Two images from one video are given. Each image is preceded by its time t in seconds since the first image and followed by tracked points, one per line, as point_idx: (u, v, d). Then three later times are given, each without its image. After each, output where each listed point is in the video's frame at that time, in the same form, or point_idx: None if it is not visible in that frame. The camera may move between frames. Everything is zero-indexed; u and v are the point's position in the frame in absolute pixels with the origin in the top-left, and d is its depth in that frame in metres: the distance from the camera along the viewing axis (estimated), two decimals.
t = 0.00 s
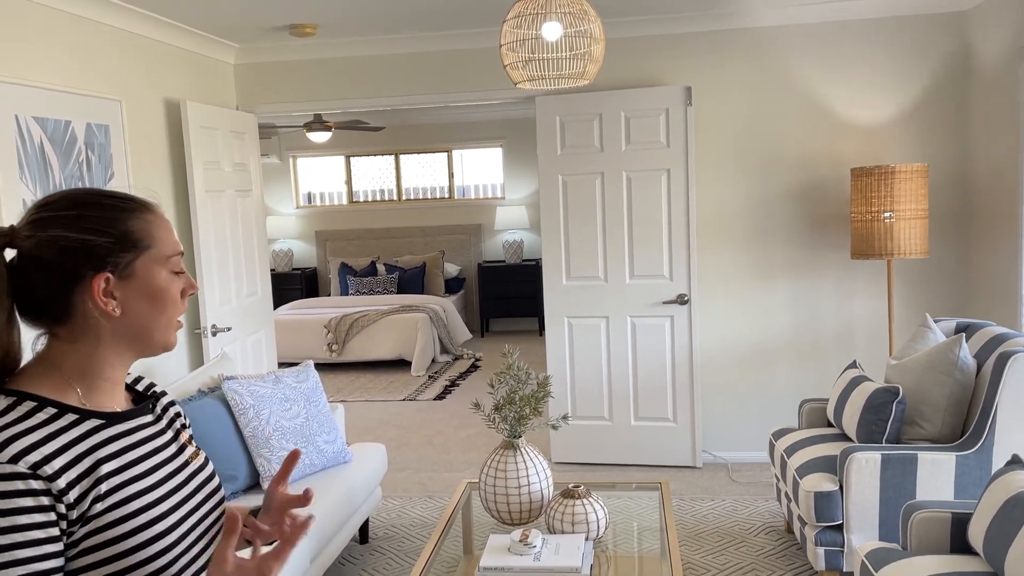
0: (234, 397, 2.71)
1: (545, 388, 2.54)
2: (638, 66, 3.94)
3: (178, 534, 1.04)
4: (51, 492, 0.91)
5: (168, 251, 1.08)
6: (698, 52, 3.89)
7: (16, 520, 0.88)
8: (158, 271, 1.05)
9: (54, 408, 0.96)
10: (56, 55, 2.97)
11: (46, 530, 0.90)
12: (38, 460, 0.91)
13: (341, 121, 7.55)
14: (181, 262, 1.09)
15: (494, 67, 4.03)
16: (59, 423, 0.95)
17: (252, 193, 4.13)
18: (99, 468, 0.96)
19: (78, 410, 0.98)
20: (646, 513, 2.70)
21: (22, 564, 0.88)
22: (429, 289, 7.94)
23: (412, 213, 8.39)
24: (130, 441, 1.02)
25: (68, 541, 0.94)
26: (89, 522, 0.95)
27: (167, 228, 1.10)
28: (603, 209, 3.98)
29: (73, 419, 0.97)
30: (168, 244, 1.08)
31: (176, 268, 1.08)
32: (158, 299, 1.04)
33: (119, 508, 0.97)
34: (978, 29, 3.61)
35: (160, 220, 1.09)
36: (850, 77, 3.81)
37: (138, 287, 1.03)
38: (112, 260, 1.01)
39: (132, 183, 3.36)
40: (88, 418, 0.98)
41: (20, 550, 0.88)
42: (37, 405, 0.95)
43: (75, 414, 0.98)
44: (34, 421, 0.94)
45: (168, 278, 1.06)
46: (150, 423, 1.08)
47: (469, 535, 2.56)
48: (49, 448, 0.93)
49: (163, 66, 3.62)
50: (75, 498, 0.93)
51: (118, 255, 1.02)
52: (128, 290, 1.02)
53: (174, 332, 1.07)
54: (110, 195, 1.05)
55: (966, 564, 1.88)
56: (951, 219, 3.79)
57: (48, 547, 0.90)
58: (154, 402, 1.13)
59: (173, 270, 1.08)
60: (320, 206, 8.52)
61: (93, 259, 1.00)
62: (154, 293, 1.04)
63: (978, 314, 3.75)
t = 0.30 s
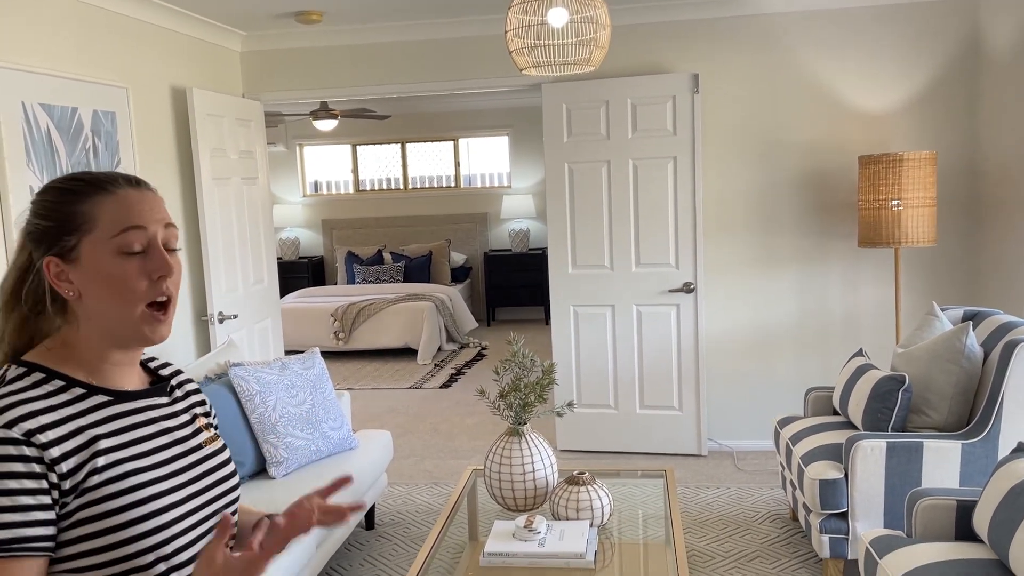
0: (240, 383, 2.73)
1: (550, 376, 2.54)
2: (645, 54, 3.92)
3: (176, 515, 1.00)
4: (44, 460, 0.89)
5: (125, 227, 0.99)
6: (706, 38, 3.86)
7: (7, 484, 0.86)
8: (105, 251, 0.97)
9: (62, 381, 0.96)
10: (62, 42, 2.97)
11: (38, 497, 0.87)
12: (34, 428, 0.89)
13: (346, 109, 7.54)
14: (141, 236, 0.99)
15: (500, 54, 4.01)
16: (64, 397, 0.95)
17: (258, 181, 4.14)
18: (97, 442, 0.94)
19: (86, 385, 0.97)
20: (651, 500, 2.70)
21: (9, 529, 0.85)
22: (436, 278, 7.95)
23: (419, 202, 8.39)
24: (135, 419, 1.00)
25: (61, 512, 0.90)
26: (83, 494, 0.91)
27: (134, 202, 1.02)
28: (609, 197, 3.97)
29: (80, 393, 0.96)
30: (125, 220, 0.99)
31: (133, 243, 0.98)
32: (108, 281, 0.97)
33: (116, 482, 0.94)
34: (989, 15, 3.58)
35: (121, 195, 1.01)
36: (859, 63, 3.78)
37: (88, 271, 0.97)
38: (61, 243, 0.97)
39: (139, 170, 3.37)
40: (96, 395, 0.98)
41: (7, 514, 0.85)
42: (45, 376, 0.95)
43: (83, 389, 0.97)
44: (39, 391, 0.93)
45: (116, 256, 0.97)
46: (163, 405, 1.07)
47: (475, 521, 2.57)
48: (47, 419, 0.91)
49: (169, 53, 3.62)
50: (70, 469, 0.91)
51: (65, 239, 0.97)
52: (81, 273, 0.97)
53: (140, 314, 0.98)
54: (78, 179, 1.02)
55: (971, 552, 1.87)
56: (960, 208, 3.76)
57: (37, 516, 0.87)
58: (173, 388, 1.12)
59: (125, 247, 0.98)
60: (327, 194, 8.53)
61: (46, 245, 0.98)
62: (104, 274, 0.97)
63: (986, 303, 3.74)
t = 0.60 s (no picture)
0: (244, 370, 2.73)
1: (554, 364, 2.54)
2: (651, 41, 3.90)
3: (161, 505, 0.97)
4: (25, 441, 0.87)
5: (110, 212, 0.97)
6: (712, 26, 3.83)
7: None
8: (90, 238, 0.96)
9: (60, 364, 0.94)
10: (67, 29, 2.97)
11: (16, 477, 0.86)
12: (19, 409, 0.88)
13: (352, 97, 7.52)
14: (126, 222, 0.97)
15: (505, 42, 4.00)
16: (58, 379, 0.93)
17: (263, 169, 4.14)
18: (83, 426, 0.92)
19: (82, 368, 0.95)
20: (653, 489, 2.71)
21: None
22: (441, 267, 7.95)
23: (424, 191, 8.38)
24: (132, 404, 0.98)
25: (41, 494, 0.89)
26: (64, 477, 0.90)
27: (122, 189, 0.99)
28: (614, 185, 3.95)
29: (76, 376, 0.94)
30: (111, 206, 0.98)
31: (118, 229, 0.97)
32: (94, 267, 0.95)
33: (100, 468, 0.92)
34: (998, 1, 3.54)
35: (111, 181, 0.99)
36: (867, 51, 3.75)
37: (78, 258, 0.96)
38: (58, 231, 0.97)
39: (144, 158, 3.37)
40: (93, 378, 0.95)
41: None
42: (44, 358, 0.93)
43: (80, 372, 0.95)
44: (33, 372, 0.91)
45: (100, 242, 0.96)
46: (169, 391, 1.04)
47: (478, 508, 2.58)
48: (33, 400, 0.90)
49: (174, 41, 3.62)
50: (52, 451, 0.89)
51: (59, 227, 0.97)
52: (73, 259, 0.97)
53: (128, 299, 0.96)
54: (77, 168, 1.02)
55: (974, 540, 1.87)
56: (967, 197, 3.74)
57: (15, 495, 0.86)
58: (183, 375, 1.09)
59: (111, 234, 0.96)
60: (332, 183, 8.53)
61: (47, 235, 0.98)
62: (91, 261, 0.96)
63: (992, 292, 3.72)
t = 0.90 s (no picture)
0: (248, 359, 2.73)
1: (557, 354, 2.54)
2: (657, 30, 3.88)
3: (158, 492, 0.93)
4: (23, 421, 0.85)
5: (101, 201, 0.94)
6: (718, 15, 3.81)
7: None
8: (82, 226, 0.93)
9: (63, 347, 0.92)
10: (71, 18, 2.98)
11: (15, 456, 0.84)
12: (19, 388, 0.86)
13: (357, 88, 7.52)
14: (117, 210, 0.94)
15: (510, 32, 3.99)
16: (59, 361, 0.91)
17: (268, 159, 4.14)
18: (79, 410, 0.89)
19: (85, 352, 0.93)
20: (656, 479, 2.72)
21: None
22: (446, 257, 7.95)
23: (430, 181, 8.37)
24: (133, 389, 0.95)
25: (38, 475, 0.86)
26: (59, 460, 0.87)
27: (113, 177, 0.96)
28: (619, 176, 3.94)
29: (76, 360, 0.92)
30: (102, 194, 0.94)
31: (109, 218, 0.94)
32: (85, 255, 0.92)
33: (97, 452, 0.89)
34: None
35: (104, 168, 0.96)
36: (874, 41, 3.72)
37: (72, 247, 0.93)
38: (56, 220, 0.95)
39: (149, 147, 3.38)
40: (93, 363, 0.93)
41: None
42: (47, 341, 0.92)
43: (82, 355, 0.93)
44: (35, 353, 0.89)
45: (91, 230, 0.93)
46: (173, 378, 1.01)
47: (481, 497, 2.59)
48: (33, 380, 0.87)
49: (179, 30, 3.62)
50: (48, 433, 0.86)
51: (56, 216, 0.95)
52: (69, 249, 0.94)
53: (120, 289, 0.92)
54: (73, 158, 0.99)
55: (977, 531, 1.87)
56: (974, 188, 3.72)
57: (13, 474, 0.83)
58: (190, 360, 1.06)
59: (102, 222, 0.93)
60: (337, 173, 8.53)
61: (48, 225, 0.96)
62: (82, 250, 0.92)
63: (998, 284, 3.70)
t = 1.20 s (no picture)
0: (253, 350, 2.73)
1: (561, 346, 2.55)
2: (662, 23, 3.86)
3: (162, 485, 0.94)
4: (35, 412, 0.85)
5: (98, 195, 0.94)
6: (724, 7, 3.79)
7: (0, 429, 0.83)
8: (80, 222, 0.93)
9: (72, 337, 0.92)
10: (77, 9, 2.98)
11: (30, 446, 0.84)
12: (31, 379, 0.86)
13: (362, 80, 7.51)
14: (113, 205, 0.95)
15: (515, 24, 3.98)
16: (68, 352, 0.91)
17: (273, 151, 4.15)
18: (88, 402, 0.90)
19: (94, 343, 0.94)
20: (660, 471, 2.72)
21: None
22: (450, 250, 7.95)
23: (434, 174, 8.37)
24: (141, 382, 0.96)
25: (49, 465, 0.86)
26: (69, 451, 0.87)
27: (108, 170, 0.97)
28: (624, 168, 3.94)
29: (85, 351, 0.92)
30: (98, 189, 0.95)
31: (106, 212, 0.94)
32: (86, 249, 0.93)
33: (106, 445, 0.90)
34: None
35: (98, 162, 0.97)
36: (881, 33, 3.70)
37: (73, 242, 0.94)
38: (57, 215, 0.96)
39: (154, 139, 3.38)
40: (102, 355, 0.94)
41: None
42: (56, 332, 0.92)
43: (90, 346, 0.93)
44: (45, 344, 0.90)
45: (90, 225, 0.93)
46: (181, 372, 1.02)
47: (485, 489, 2.60)
48: (44, 371, 0.88)
49: (184, 22, 3.62)
50: (59, 424, 0.87)
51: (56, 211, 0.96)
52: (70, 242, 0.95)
53: (122, 282, 0.93)
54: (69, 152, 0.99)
55: (980, 525, 1.87)
56: (980, 182, 3.71)
57: (27, 464, 0.84)
58: (197, 354, 1.07)
59: (100, 217, 0.94)
60: (342, 165, 8.53)
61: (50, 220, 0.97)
62: (82, 244, 0.93)
63: (1003, 277, 3.69)
